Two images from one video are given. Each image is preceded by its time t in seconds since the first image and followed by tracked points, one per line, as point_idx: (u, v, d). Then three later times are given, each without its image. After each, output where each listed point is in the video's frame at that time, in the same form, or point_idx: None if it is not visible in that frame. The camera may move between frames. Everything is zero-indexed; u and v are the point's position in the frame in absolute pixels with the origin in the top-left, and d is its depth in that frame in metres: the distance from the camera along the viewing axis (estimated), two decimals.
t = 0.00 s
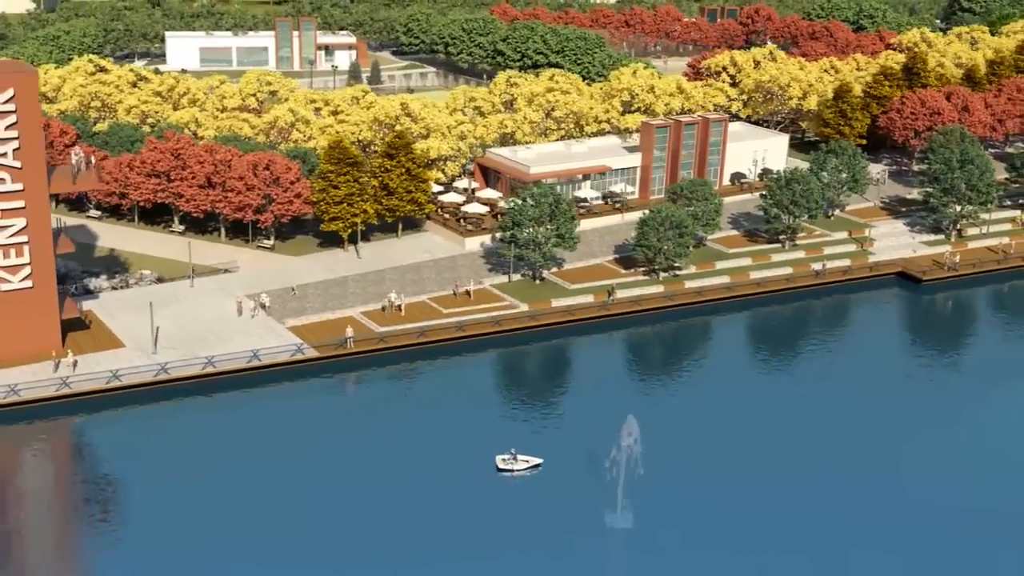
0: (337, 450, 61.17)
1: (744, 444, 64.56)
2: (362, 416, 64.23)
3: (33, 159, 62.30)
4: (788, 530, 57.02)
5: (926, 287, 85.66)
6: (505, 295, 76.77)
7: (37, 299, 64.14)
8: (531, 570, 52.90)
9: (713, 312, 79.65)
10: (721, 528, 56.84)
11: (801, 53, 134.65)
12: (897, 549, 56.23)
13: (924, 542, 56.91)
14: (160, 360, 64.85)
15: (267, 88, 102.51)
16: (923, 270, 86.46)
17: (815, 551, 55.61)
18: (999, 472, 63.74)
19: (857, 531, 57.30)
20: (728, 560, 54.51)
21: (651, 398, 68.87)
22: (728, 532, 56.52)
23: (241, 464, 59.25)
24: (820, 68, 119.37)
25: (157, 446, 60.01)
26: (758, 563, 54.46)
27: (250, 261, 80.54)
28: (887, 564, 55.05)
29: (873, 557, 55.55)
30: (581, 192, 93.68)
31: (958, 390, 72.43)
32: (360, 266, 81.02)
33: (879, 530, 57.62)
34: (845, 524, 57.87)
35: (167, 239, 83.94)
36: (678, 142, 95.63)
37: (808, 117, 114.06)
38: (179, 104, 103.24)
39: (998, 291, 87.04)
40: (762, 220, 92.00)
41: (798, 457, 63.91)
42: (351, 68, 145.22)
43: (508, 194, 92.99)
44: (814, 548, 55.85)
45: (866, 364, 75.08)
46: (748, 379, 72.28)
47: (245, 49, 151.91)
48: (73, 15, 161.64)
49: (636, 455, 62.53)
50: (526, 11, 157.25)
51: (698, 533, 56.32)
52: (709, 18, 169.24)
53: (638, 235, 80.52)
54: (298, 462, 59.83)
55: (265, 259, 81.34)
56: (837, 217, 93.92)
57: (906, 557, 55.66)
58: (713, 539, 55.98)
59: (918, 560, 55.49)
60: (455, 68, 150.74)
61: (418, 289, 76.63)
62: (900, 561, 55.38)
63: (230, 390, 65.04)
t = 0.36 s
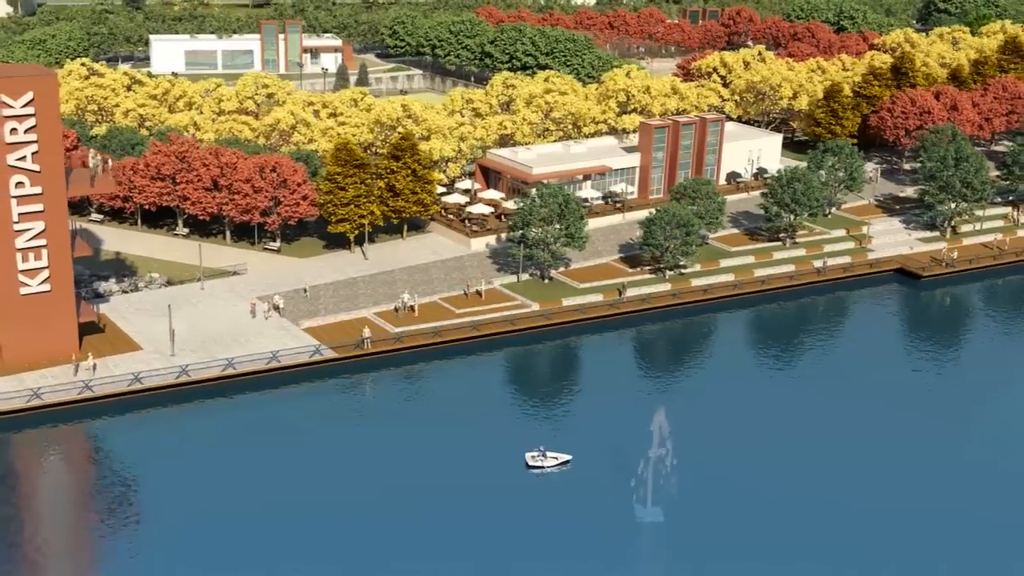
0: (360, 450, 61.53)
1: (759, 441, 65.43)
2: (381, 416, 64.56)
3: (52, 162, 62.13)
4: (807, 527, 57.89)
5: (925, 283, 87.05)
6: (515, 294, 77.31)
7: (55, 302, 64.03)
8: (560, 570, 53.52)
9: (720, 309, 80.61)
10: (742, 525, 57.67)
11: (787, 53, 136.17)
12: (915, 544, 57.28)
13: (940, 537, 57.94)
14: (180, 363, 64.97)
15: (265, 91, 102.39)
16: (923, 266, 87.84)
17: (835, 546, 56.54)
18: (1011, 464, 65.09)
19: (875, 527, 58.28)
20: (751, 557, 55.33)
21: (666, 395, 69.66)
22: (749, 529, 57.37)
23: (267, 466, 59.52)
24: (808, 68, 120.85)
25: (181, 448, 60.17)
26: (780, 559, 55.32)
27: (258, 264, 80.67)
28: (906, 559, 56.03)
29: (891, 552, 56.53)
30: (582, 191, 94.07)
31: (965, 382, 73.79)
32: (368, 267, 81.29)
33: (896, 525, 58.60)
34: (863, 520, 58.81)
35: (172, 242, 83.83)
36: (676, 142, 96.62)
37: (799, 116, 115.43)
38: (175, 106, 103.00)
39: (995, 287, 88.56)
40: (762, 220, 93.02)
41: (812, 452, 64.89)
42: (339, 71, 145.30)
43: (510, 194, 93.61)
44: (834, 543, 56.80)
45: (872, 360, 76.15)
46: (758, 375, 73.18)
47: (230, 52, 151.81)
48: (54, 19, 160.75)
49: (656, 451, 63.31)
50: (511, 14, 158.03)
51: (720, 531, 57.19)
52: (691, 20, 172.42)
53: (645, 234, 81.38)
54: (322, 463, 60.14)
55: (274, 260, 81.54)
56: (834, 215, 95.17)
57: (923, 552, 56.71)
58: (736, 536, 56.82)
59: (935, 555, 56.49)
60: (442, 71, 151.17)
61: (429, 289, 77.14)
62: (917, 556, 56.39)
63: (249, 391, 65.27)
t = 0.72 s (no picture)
0: (380, 450, 61.91)
1: (772, 436, 66.33)
2: (399, 417, 64.95)
3: (70, 166, 62.07)
4: (823, 521, 58.76)
5: (923, 280, 88.35)
6: (524, 293, 77.90)
7: (72, 305, 64.13)
8: (583, 568, 54.08)
9: (725, 307, 81.62)
10: (759, 520, 58.50)
11: (775, 54, 137.55)
12: (923, 539, 57.99)
13: (952, 529, 58.83)
14: (199, 364, 65.21)
15: (262, 94, 102.46)
16: (920, 263, 89.16)
17: (851, 541, 57.40)
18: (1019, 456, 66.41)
19: (889, 521, 59.16)
20: (770, 552, 56.12)
21: (678, 393, 70.48)
22: (767, 525, 58.20)
23: (289, 466, 59.84)
24: (797, 69, 122.25)
25: (203, 450, 60.44)
26: (798, 554, 56.15)
27: (266, 266, 80.85)
28: (920, 553, 56.92)
29: (905, 546, 57.40)
30: (584, 191, 94.75)
31: (969, 376, 75.04)
32: (375, 268, 81.60)
33: (909, 518, 59.50)
34: (877, 514, 59.69)
35: (177, 245, 83.75)
36: (674, 142, 97.59)
37: (790, 116, 116.72)
38: (172, 109, 102.88)
39: (991, 283, 90.04)
40: (762, 219, 94.08)
41: (824, 447, 65.84)
42: (327, 73, 145.34)
43: (511, 197, 93.65)
44: (850, 537, 57.65)
45: (876, 356, 77.22)
46: (767, 372, 74.10)
47: (218, 55, 151.46)
48: (38, 22, 159.91)
49: (672, 448, 64.11)
50: (498, 16, 158.74)
51: (738, 527, 58.00)
52: (676, 21, 173.66)
53: (651, 233, 82.36)
54: (344, 464, 60.46)
55: (282, 262, 81.74)
56: (831, 214, 96.35)
57: (936, 545, 57.64)
58: (754, 531, 57.64)
59: (947, 549, 57.34)
60: (429, 73, 151.53)
61: (439, 290, 77.65)
62: (931, 549, 57.30)
63: (267, 392, 65.58)
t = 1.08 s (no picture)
0: (398, 450, 62.30)
1: (783, 432, 67.22)
2: (415, 416, 65.38)
3: (88, 168, 62.27)
4: (835, 515, 59.59)
5: (921, 277, 89.63)
6: (532, 293, 78.53)
7: (88, 307, 64.25)
8: (610, 562, 54.91)
9: (729, 305, 82.61)
10: (773, 515, 59.32)
11: (763, 55, 138.83)
12: (932, 532, 58.80)
13: (962, 522, 59.68)
14: (217, 366, 65.52)
15: (261, 96, 102.63)
16: (918, 260, 90.45)
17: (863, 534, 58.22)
18: None
19: (900, 514, 60.01)
20: (785, 546, 56.90)
21: (689, 390, 71.31)
22: (781, 519, 59.00)
23: (309, 466, 60.21)
24: (788, 69, 123.60)
25: (223, 449, 60.78)
26: (813, 546, 56.94)
27: (273, 267, 81.06)
28: (931, 546, 57.78)
29: (915, 539, 58.20)
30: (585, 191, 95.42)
31: (973, 370, 76.31)
32: (382, 269, 81.92)
33: (919, 511, 60.39)
34: (888, 508, 60.56)
35: (182, 247, 83.78)
36: (673, 142, 98.53)
37: (782, 116, 117.99)
38: (170, 112, 102.89)
39: (986, 279, 91.38)
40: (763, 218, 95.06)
41: (834, 442, 66.75)
42: (316, 75, 145.42)
43: (512, 197, 94.27)
44: (862, 531, 58.47)
45: (879, 352, 78.25)
46: (774, 368, 75.00)
47: (206, 58, 151.27)
48: (23, 26, 159.17)
49: (686, 444, 64.91)
50: (486, 18, 159.48)
51: (753, 521, 58.79)
52: (661, 23, 175.01)
53: (655, 232, 83.27)
54: (364, 463, 60.83)
55: (290, 264, 82.01)
56: (827, 212, 97.51)
57: (944, 540, 58.27)
58: (770, 526, 58.45)
59: (956, 542, 58.11)
60: (419, 75, 151.89)
61: (448, 289, 78.18)
62: (943, 541, 58.33)
63: (284, 393, 65.94)
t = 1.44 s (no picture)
0: (413, 450, 62.75)
1: (791, 428, 68.16)
2: (429, 417, 65.90)
3: (104, 170, 62.31)
4: (843, 510, 60.43)
5: (919, 274, 90.95)
6: (539, 292, 79.27)
7: (104, 309, 64.22)
8: (635, 556, 55.76)
9: (733, 303, 83.60)
10: (782, 510, 60.15)
11: (752, 56, 140.04)
12: (938, 527, 59.64)
13: (966, 517, 60.55)
14: (233, 367, 65.95)
15: (259, 99, 102.76)
16: (916, 258, 91.75)
17: (870, 529, 59.03)
18: None
19: (912, 507, 61.20)
20: (795, 540, 57.70)
21: (699, 387, 72.26)
22: (791, 514, 59.84)
23: (326, 466, 60.66)
24: (779, 70, 124.78)
25: (240, 450, 61.25)
26: (823, 542, 57.71)
27: (280, 268, 81.37)
28: (939, 539, 58.75)
29: (921, 534, 59.01)
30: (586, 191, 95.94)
31: (975, 365, 77.68)
32: (389, 269, 82.46)
33: (925, 507, 61.27)
34: (899, 501, 61.63)
35: (188, 249, 83.85)
36: (671, 143, 99.62)
37: (775, 116, 119.14)
38: (168, 114, 102.82)
39: (981, 277, 92.70)
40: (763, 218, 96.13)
41: (841, 438, 67.65)
42: (307, 78, 145.63)
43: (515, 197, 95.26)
44: (869, 526, 59.31)
45: (881, 350, 79.27)
46: (780, 366, 75.95)
47: (196, 60, 151.03)
48: (10, 29, 158.38)
49: (697, 441, 65.77)
50: (475, 21, 160.20)
51: (762, 516, 59.59)
52: (647, 25, 176.29)
53: (660, 232, 84.08)
54: (379, 462, 61.28)
55: (297, 265, 82.33)
56: (824, 211, 98.66)
57: (949, 536, 59.03)
58: (779, 520, 59.28)
59: (961, 538, 58.93)
60: (409, 77, 152.28)
61: (455, 289, 78.80)
62: (956, 532, 59.49)
63: (296, 394, 66.42)
